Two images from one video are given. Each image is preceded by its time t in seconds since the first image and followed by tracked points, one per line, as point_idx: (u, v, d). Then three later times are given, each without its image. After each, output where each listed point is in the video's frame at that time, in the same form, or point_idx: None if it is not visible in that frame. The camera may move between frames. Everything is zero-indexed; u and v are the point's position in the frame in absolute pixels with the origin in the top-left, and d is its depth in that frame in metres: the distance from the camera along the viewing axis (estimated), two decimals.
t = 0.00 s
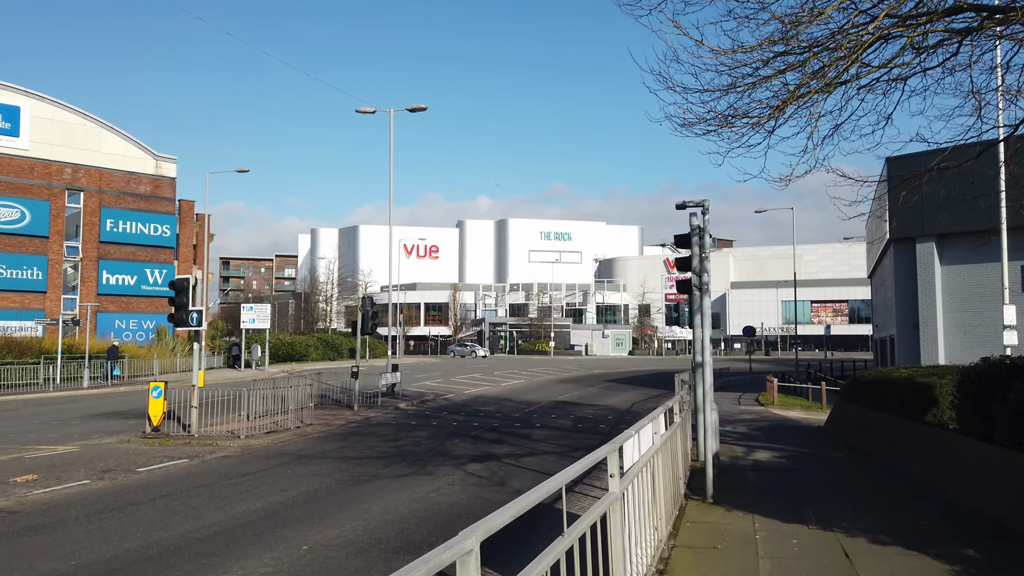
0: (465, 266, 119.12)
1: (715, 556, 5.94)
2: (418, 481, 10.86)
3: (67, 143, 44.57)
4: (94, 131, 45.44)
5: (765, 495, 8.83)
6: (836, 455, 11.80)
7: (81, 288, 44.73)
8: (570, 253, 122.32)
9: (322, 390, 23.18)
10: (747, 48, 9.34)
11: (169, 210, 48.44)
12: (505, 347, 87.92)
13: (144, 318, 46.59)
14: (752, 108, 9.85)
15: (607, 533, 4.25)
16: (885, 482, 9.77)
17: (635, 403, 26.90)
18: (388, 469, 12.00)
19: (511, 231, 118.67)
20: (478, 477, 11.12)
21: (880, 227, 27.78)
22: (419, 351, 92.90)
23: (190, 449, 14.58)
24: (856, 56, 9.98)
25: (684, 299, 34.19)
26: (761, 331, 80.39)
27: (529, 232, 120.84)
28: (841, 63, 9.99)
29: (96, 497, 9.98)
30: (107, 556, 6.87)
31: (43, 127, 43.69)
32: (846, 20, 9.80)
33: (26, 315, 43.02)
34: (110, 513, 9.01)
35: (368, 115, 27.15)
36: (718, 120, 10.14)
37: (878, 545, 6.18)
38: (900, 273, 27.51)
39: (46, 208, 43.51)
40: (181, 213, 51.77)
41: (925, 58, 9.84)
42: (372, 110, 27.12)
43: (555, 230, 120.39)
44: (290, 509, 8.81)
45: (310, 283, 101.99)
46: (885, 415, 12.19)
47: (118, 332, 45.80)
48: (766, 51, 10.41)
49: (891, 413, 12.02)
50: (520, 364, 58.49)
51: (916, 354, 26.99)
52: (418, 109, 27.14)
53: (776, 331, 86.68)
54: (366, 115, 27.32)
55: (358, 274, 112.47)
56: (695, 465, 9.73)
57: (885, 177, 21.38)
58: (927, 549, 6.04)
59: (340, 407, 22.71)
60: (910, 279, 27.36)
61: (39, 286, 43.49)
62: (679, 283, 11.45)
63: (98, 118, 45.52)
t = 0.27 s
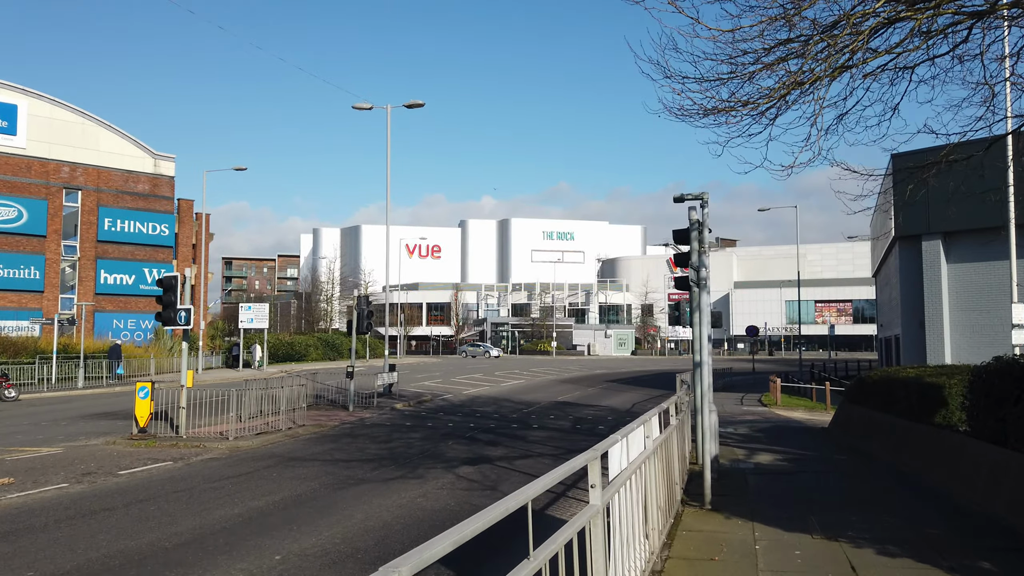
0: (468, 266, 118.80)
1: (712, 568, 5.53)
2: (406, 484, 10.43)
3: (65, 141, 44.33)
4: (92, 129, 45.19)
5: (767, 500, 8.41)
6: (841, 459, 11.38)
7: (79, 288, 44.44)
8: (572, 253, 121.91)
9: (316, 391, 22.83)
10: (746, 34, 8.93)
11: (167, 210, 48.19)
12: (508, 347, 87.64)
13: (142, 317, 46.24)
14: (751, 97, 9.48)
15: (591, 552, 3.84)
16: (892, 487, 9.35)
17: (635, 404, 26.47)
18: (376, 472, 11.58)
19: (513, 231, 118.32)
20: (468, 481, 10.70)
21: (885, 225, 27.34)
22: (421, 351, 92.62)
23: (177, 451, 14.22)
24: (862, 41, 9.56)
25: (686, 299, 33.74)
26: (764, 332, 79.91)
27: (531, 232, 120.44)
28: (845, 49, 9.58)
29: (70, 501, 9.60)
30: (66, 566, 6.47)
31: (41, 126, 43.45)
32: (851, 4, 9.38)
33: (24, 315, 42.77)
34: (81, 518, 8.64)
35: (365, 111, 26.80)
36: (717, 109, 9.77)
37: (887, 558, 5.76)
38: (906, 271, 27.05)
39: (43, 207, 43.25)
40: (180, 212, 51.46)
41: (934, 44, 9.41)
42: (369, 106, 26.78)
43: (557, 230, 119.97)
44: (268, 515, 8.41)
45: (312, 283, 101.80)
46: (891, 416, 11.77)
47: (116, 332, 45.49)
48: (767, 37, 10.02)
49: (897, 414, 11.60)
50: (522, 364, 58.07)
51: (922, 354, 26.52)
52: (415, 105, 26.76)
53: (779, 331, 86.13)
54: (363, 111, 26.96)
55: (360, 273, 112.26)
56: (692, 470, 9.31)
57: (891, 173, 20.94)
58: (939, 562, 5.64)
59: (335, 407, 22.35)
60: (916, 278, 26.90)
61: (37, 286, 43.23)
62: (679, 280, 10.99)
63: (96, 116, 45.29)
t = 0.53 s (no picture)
0: (468, 266, 118.39)
1: None
2: (391, 493, 9.98)
3: (60, 141, 43.98)
4: (86, 128, 44.85)
5: (764, 512, 8.03)
6: (842, 466, 10.97)
7: (74, 288, 44.03)
8: (573, 253, 121.48)
9: (309, 393, 22.43)
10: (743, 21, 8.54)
11: (163, 209, 47.88)
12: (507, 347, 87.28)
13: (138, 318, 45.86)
14: (749, 89, 9.10)
15: None
16: (898, 498, 8.95)
17: (633, 406, 26.00)
18: (361, 479, 11.12)
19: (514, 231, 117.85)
20: (454, 489, 10.25)
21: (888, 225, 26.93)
22: (420, 352, 92.18)
23: (158, 457, 13.80)
24: (864, 30, 9.13)
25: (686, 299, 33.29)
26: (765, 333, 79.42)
27: (532, 232, 120.02)
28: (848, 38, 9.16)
29: (37, 512, 9.17)
30: None
31: (35, 125, 43.13)
32: None
33: (17, 316, 42.42)
34: (43, 531, 8.20)
35: (359, 109, 26.42)
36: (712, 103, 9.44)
37: None
38: (908, 272, 26.64)
39: (37, 207, 42.87)
40: (176, 213, 51.12)
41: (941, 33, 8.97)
42: (363, 103, 26.38)
43: (558, 230, 119.49)
44: (238, 528, 7.96)
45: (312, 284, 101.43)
46: (894, 422, 11.37)
47: (111, 333, 45.11)
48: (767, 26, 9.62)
49: (901, 420, 11.19)
50: (521, 365, 57.62)
51: (925, 356, 26.06)
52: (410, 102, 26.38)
53: (781, 332, 85.65)
54: (357, 108, 26.58)
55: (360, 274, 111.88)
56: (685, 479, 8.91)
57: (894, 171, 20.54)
58: None
59: (327, 410, 21.94)
60: (919, 278, 26.48)
61: (31, 286, 42.84)
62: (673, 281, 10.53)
63: (91, 116, 44.95)
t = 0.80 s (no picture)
0: (466, 267, 117.98)
1: None
2: (369, 498, 9.56)
3: (50, 139, 43.56)
4: (78, 127, 44.45)
5: (758, 520, 7.61)
6: (841, 469, 10.56)
7: (65, 288, 43.59)
8: (571, 254, 121.10)
9: (298, 393, 22.02)
10: None
11: (156, 209, 47.52)
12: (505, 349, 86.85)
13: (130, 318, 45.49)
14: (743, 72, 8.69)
15: None
16: (899, 503, 8.54)
17: (629, 407, 25.58)
18: (341, 483, 10.70)
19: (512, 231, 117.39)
20: (436, 494, 9.80)
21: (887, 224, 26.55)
22: (417, 353, 91.71)
23: (135, 460, 13.36)
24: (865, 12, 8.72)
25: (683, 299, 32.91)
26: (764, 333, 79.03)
27: (530, 233, 119.66)
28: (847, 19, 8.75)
29: None
30: None
31: (25, 123, 42.72)
32: None
33: (8, 316, 41.96)
34: None
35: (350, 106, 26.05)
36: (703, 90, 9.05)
37: None
38: (907, 271, 26.25)
39: (28, 206, 42.45)
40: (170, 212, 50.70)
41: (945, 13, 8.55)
42: (354, 100, 26.02)
43: (556, 231, 119.01)
44: (201, 537, 7.52)
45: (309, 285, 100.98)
46: (894, 424, 10.96)
47: (103, 333, 44.69)
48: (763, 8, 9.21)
49: (902, 422, 10.77)
50: (518, 366, 57.19)
51: (925, 357, 25.66)
52: (401, 98, 26.00)
53: (780, 332, 85.26)
54: (348, 105, 26.21)
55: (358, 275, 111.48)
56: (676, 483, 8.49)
57: (893, 167, 20.14)
58: None
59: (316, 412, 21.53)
60: (919, 278, 26.10)
61: (22, 286, 42.39)
62: (664, 277, 10.06)
63: (83, 114, 44.57)
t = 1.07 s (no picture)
0: (468, 270, 117.57)
1: None
2: (354, 510, 9.14)
3: (49, 140, 43.37)
4: (76, 128, 44.22)
5: (759, 536, 7.21)
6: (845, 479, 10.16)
7: (63, 291, 43.30)
8: (574, 256, 120.62)
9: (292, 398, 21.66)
10: None
11: (154, 210, 47.25)
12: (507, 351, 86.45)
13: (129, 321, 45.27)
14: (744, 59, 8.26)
15: None
16: (908, 517, 8.13)
17: (630, 412, 25.13)
18: (327, 492, 10.28)
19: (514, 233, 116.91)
20: (424, 505, 9.37)
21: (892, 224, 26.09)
22: (419, 356, 91.18)
23: (117, 467, 12.95)
24: None
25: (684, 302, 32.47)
26: (768, 336, 78.47)
27: (533, 234, 119.19)
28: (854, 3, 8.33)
29: None
30: None
31: (22, 124, 42.49)
32: None
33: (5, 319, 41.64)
34: None
35: (347, 105, 25.71)
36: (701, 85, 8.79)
37: None
38: (913, 272, 25.79)
39: (26, 208, 42.17)
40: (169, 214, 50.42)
41: None
42: (351, 100, 25.68)
43: (558, 233, 118.48)
44: (171, 553, 7.11)
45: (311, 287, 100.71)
46: (902, 432, 10.53)
47: (101, 336, 44.43)
48: None
49: (909, 429, 10.36)
50: (519, 369, 56.72)
51: (932, 360, 25.20)
52: (399, 98, 25.59)
53: (783, 335, 84.70)
54: (344, 105, 25.87)
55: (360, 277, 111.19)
56: (672, 495, 8.10)
57: (900, 166, 19.69)
58: None
59: (310, 416, 21.18)
60: (925, 279, 25.65)
61: (19, 288, 42.09)
62: (661, 279, 9.61)
63: (81, 115, 44.35)
